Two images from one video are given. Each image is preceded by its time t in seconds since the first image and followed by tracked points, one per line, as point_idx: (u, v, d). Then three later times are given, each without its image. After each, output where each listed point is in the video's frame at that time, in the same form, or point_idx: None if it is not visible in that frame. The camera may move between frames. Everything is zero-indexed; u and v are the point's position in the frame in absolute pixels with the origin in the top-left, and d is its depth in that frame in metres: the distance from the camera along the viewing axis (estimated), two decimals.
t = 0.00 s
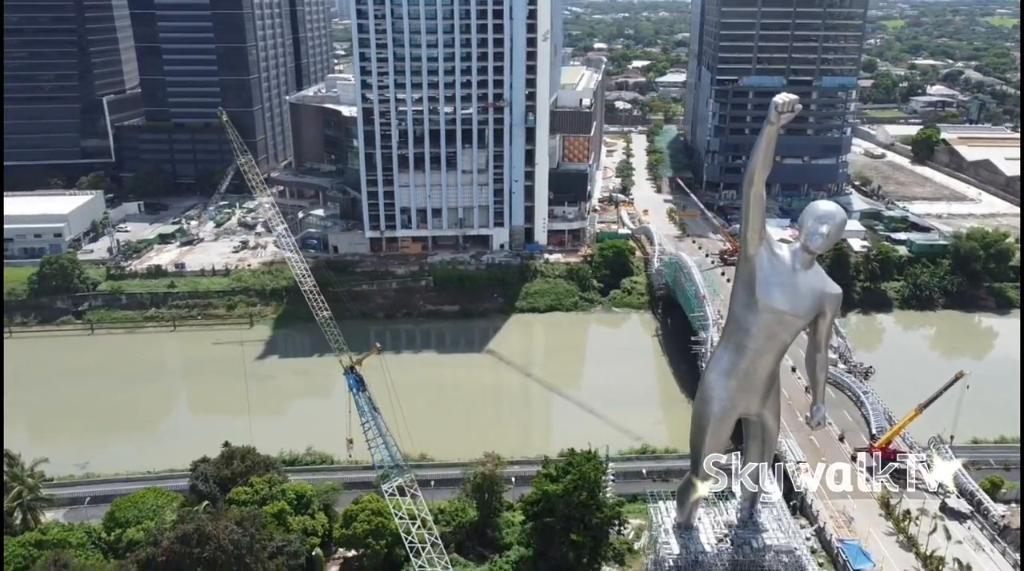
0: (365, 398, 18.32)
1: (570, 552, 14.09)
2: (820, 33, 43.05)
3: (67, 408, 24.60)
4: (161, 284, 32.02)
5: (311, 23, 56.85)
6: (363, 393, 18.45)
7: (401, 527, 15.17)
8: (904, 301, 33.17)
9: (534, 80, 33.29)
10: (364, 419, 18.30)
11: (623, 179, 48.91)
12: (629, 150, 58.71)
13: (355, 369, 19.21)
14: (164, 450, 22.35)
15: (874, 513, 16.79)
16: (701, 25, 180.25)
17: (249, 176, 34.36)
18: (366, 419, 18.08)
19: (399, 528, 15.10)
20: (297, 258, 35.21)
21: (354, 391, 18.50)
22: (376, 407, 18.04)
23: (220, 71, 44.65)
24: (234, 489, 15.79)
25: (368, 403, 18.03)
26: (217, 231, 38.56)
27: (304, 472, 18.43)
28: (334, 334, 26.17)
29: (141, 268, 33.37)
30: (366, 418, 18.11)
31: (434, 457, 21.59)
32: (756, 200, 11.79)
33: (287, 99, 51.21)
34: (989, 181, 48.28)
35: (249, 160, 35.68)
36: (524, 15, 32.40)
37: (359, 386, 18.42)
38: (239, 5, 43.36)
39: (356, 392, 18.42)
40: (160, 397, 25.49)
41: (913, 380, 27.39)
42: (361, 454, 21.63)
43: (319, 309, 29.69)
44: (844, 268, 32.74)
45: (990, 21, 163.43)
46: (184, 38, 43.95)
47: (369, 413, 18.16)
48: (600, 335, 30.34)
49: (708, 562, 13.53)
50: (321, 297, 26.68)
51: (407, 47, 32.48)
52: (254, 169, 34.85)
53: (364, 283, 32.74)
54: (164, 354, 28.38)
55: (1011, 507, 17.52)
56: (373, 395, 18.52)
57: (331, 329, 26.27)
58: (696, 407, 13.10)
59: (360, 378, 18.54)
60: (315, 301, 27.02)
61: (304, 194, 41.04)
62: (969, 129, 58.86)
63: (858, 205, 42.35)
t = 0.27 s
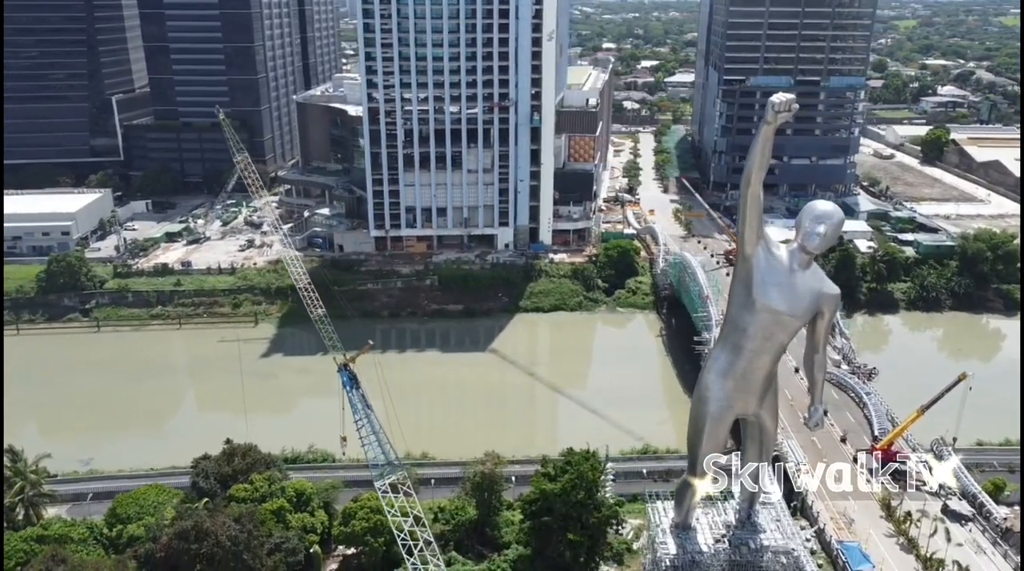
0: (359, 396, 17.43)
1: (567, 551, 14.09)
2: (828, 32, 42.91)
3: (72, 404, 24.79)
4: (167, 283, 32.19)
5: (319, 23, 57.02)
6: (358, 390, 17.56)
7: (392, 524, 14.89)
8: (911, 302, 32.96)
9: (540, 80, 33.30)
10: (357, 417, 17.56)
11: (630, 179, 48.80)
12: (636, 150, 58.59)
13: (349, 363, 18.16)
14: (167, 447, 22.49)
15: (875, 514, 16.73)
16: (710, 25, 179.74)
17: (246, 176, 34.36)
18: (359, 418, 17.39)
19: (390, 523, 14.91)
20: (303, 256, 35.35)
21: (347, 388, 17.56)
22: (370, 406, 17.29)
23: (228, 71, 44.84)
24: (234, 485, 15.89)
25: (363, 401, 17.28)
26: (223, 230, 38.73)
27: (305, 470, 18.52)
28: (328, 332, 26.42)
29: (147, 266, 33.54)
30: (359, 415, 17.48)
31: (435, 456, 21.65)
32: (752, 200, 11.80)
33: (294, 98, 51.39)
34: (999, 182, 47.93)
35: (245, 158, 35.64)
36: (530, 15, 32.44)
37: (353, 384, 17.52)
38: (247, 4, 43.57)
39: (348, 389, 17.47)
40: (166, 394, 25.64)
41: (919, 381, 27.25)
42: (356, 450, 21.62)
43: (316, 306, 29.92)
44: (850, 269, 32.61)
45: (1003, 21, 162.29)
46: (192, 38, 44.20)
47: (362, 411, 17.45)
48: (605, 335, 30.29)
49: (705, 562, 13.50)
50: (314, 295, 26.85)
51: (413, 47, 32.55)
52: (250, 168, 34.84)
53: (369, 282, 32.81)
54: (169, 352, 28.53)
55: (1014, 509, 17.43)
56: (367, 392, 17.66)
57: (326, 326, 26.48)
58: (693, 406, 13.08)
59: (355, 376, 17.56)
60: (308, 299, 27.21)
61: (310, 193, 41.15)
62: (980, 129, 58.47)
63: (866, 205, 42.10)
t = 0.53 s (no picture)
0: (350, 393, 17.70)
1: (562, 551, 14.10)
2: (833, 32, 42.75)
3: (75, 402, 24.90)
4: (171, 281, 32.34)
5: (325, 22, 57.13)
6: (349, 387, 17.83)
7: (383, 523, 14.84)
8: (914, 303, 32.82)
9: (543, 79, 33.31)
10: (348, 414, 17.79)
11: (634, 179, 48.72)
12: (641, 150, 58.51)
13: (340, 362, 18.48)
14: (169, 445, 22.58)
15: (873, 516, 16.68)
16: (718, 25, 179.35)
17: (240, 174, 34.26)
18: (350, 415, 17.58)
19: (381, 520, 14.90)
20: (306, 255, 35.45)
21: (339, 385, 17.90)
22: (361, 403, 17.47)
23: (233, 70, 45.00)
24: (232, 483, 15.96)
25: (354, 397, 17.54)
26: (227, 229, 38.89)
27: (304, 468, 18.63)
28: (320, 331, 26.62)
29: (151, 265, 33.70)
30: (350, 412, 17.67)
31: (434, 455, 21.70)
32: (748, 199, 11.78)
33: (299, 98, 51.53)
34: (1006, 183, 47.71)
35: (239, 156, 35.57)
36: (533, 14, 32.45)
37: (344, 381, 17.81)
38: (252, 4, 43.69)
39: (340, 386, 17.79)
40: (168, 392, 25.75)
41: (922, 381, 27.17)
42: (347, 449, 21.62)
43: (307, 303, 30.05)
44: (854, 269, 32.53)
45: (1012, 20, 161.37)
46: (198, 37, 44.36)
47: (353, 408, 17.64)
48: (607, 335, 30.26)
49: (700, 561, 13.50)
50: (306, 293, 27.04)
51: (416, 46, 32.58)
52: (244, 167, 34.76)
53: (371, 281, 32.88)
54: (172, 350, 28.65)
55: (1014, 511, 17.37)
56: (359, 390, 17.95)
57: (317, 324, 26.69)
58: (688, 406, 13.07)
59: (345, 373, 17.93)
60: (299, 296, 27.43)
61: (314, 192, 41.26)
62: (987, 129, 58.20)
63: (870, 206, 41.96)
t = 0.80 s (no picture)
0: (334, 391, 17.55)
1: (550, 549, 14.11)
2: (831, 32, 42.71)
3: (71, 401, 24.97)
4: (168, 280, 32.40)
5: (325, 22, 57.16)
6: (333, 385, 17.68)
7: (364, 522, 14.98)
8: (911, 302, 32.78)
9: (540, 79, 33.33)
10: (331, 412, 17.81)
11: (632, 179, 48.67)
12: (640, 149, 58.49)
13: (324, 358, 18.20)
14: (164, 444, 22.63)
15: (864, 515, 16.67)
16: (719, 25, 179.18)
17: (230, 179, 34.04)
18: (333, 413, 17.60)
19: (365, 518, 14.95)
20: (303, 254, 35.51)
21: (322, 383, 17.59)
22: (345, 401, 17.47)
23: (232, 70, 45.06)
24: (223, 481, 16.03)
25: (338, 396, 17.50)
26: (225, 228, 38.95)
27: (295, 467, 18.67)
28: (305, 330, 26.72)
29: (148, 264, 33.76)
30: (334, 410, 17.68)
31: (427, 453, 21.69)
32: (734, 198, 11.78)
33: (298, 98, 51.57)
34: (1005, 183, 47.64)
35: (225, 153, 35.04)
36: (530, 14, 32.48)
37: (327, 378, 17.51)
38: (251, 4, 43.74)
39: (324, 385, 17.51)
40: (164, 391, 25.81)
41: (918, 381, 27.15)
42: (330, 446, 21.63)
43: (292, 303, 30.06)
44: (851, 269, 32.51)
45: (1015, 21, 161.03)
46: (197, 37, 44.43)
47: (337, 406, 17.65)
48: (603, 335, 30.24)
49: (689, 560, 13.50)
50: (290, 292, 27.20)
51: (413, 46, 32.61)
52: (232, 167, 34.45)
53: (368, 280, 32.91)
54: (168, 349, 28.72)
55: (1006, 511, 17.35)
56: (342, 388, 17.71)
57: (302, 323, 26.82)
58: (676, 405, 13.07)
59: (328, 371, 17.46)
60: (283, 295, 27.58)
61: (312, 192, 41.30)
62: (987, 129, 58.12)
63: (868, 206, 41.93)
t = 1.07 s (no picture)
0: (317, 387, 17.91)
1: (539, 548, 14.12)
2: (827, 31, 42.71)
3: (65, 401, 24.96)
4: (163, 280, 32.42)
5: (322, 21, 57.15)
6: (317, 382, 18.01)
7: (351, 521, 14.98)
8: (906, 302, 32.80)
9: (534, 78, 33.33)
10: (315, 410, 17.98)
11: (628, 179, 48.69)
12: (637, 149, 58.51)
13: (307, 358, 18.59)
14: (159, 443, 22.64)
15: (854, 514, 16.68)
16: (718, 26, 179.13)
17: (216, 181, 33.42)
18: (318, 411, 17.75)
19: (354, 517, 14.96)
20: (299, 254, 35.54)
21: (306, 380, 18.03)
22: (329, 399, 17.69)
23: (228, 70, 45.07)
24: (212, 480, 16.06)
25: (321, 393, 17.76)
26: (221, 228, 39.00)
27: (287, 466, 18.70)
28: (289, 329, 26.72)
29: (143, 263, 33.78)
30: (317, 408, 17.84)
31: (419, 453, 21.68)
32: (720, 197, 11.79)
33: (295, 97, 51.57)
34: (1001, 183, 47.66)
35: (209, 150, 34.60)
36: (524, 14, 32.49)
37: (311, 376, 17.96)
38: (247, 3, 43.74)
39: (307, 381, 17.95)
40: (159, 391, 25.83)
41: (912, 380, 27.14)
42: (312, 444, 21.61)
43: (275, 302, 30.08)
44: (845, 268, 32.55)
45: (1014, 21, 160.99)
46: (193, 37, 44.44)
47: (321, 404, 17.84)
48: (598, 334, 30.24)
49: (677, 559, 13.52)
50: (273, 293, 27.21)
51: (407, 45, 32.61)
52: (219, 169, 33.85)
53: (363, 280, 32.93)
54: (163, 349, 28.73)
55: (996, 509, 17.37)
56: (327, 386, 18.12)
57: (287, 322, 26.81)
58: (664, 404, 13.06)
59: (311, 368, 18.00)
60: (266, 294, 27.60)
61: (308, 191, 41.33)
62: (984, 129, 58.14)
63: (864, 205, 41.96)
